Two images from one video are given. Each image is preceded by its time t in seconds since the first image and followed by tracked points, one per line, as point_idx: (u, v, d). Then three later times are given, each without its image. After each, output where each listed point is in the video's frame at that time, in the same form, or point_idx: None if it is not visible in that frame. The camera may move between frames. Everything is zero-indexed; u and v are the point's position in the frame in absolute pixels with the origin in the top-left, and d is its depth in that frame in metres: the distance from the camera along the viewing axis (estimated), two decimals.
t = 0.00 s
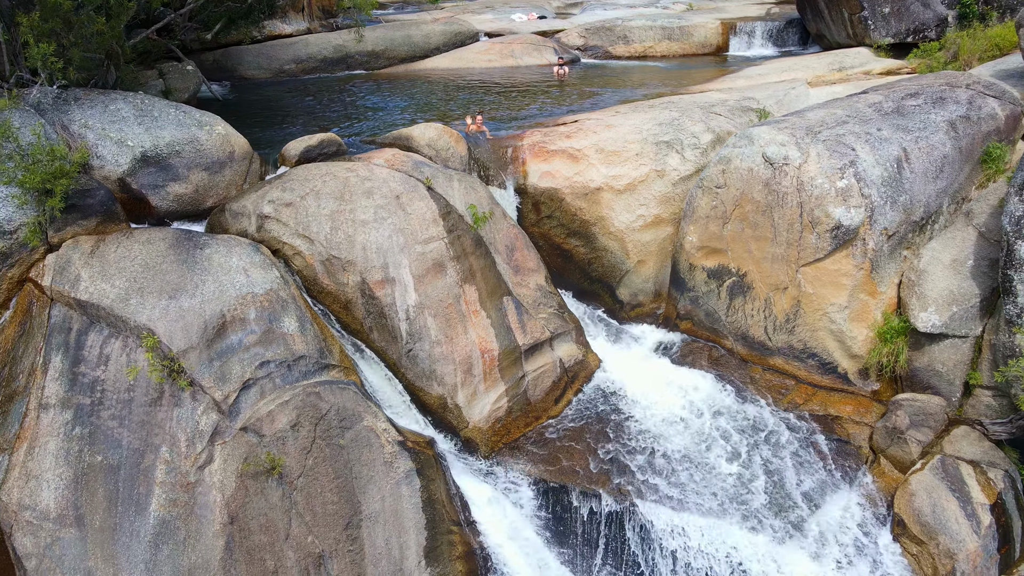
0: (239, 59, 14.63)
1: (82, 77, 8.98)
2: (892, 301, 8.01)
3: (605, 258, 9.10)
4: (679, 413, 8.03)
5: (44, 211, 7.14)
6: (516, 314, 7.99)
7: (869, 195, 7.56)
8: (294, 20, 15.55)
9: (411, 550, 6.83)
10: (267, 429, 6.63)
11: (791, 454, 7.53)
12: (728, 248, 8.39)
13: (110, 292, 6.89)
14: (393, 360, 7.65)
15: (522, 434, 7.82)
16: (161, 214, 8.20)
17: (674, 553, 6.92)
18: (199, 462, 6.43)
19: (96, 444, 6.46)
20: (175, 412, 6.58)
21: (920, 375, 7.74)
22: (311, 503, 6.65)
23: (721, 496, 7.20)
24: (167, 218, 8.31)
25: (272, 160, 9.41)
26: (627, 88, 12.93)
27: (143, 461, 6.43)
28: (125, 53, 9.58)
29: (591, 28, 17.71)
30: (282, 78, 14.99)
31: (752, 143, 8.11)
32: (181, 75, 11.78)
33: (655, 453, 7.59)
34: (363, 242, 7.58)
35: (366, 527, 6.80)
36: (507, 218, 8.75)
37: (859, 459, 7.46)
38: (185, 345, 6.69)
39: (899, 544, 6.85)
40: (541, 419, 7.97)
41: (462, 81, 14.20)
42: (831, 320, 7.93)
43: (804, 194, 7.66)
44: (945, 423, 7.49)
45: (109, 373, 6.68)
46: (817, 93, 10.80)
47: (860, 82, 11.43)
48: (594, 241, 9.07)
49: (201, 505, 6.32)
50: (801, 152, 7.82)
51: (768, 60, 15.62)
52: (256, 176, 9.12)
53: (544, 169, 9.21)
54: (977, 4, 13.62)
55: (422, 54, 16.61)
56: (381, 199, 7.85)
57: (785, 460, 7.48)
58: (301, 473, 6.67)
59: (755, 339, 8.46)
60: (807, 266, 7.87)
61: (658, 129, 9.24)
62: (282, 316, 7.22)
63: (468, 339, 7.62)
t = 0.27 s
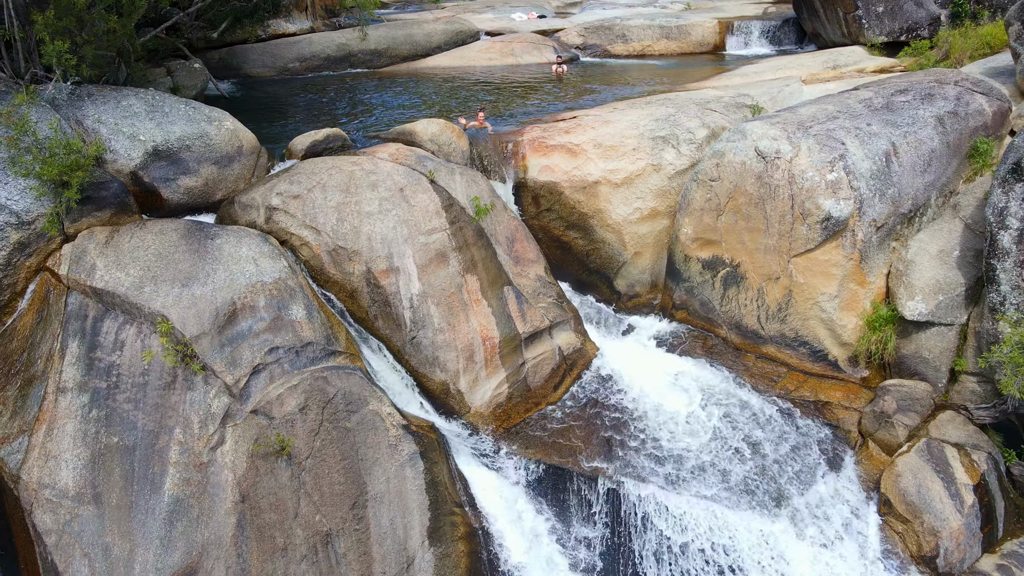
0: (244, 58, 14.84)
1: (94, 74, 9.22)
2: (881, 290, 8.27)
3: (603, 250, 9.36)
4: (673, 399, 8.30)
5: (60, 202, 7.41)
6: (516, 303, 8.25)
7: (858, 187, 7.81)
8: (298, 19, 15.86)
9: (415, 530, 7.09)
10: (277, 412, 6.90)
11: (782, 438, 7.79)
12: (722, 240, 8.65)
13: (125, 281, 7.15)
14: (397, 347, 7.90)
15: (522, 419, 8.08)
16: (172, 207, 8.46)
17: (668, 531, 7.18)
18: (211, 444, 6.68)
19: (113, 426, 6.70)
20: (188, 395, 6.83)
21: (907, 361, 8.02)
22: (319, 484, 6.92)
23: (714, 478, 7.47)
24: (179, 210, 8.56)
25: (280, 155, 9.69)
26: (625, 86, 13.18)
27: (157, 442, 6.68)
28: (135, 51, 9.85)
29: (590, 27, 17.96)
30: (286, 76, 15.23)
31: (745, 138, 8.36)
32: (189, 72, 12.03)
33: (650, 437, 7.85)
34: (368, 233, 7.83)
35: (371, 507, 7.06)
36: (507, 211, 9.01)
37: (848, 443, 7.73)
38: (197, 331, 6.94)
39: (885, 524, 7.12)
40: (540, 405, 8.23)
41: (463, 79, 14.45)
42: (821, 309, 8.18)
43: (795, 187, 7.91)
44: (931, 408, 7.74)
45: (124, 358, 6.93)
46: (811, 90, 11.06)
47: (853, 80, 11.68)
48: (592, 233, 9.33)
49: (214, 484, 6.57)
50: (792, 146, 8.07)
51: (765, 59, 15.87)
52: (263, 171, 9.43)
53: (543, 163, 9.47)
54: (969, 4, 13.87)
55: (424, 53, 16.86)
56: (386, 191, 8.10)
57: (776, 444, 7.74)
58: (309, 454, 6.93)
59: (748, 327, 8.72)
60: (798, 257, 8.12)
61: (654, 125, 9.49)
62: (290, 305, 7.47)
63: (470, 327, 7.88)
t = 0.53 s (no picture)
0: (249, 56, 15.06)
1: (106, 70, 9.48)
2: (871, 280, 8.53)
3: (601, 241, 9.61)
4: (668, 385, 8.57)
5: (75, 195, 7.66)
6: (517, 293, 8.52)
7: (848, 180, 8.08)
8: (301, 18, 16.11)
9: (419, 511, 7.45)
10: (286, 395, 7.16)
11: (774, 422, 8.06)
12: (717, 231, 8.91)
13: (138, 270, 7.40)
14: (401, 335, 8.16)
15: (522, 405, 8.36)
16: (183, 199, 8.73)
17: (661, 511, 7.48)
18: (223, 425, 6.94)
19: (128, 408, 6.95)
20: (200, 378, 7.08)
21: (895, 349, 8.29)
22: (327, 465, 7.21)
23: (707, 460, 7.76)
24: (190, 202, 8.84)
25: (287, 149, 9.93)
26: (624, 83, 13.43)
27: (171, 423, 6.92)
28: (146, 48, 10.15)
29: (589, 26, 18.22)
30: (291, 74, 15.46)
31: (738, 132, 8.62)
32: (196, 70, 12.28)
33: (646, 421, 8.13)
34: (374, 223, 8.09)
35: (376, 488, 7.39)
36: (508, 203, 9.27)
37: (837, 427, 8.00)
38: (208, 317, 7.21)
39: (872, 504, 7.39)
40: (540, 391, 8.51)
41: (465, 76, 14.71)
42: (812, 298, 8.44)
43: (787, 179, 8.17)
44: (918, 394, 8.01)
45: (139, 343, 7.18)
46: (805, 87, 11.31)
47: (847, 77, 11.94)
48: (591, 225, 9.59)
49: (226, 464, 6.83)
50: (784, 140, 8.33)
51: (761, 57, 16.12)
52: (270, 165, 9.71)
53: (543, 157, 9.71)
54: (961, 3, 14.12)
55: (426, 51, 17.12)
56: (390, 184, 8.36)
57: (768, 428, 8.01)
58: (317, 436, 7.20)
59: (741, 317, 8.99)
60: (790, 248, 8.39)
61: (651, 120, 9.74)
62: (298, 293, 7.73)
63: (472, 315, 8.15)
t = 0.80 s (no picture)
0: (254, 54, 15.29)
1: (118, 67, 9.74)
2: (861, 270, 8.78)
3: (599, 234, 9.85)
4: (665, 373, 8.82)
5: (90, 187, 7.93)
6: (517, 282, 8.78)
7: (838, 173, 8.34)
8: (305, 17, 16.38)
9: (423, 494, 7.73)
10: (294, 379, 7.41)
11: (767, 408, 8.31)
12: (711, 223, 9.17)
13: (151, 259, 7.66)
14: (405, 323, 8.41)
15: (523, 391, 8.63)
16: (192, 191, 8.98)
17: (658, 493, 7.69)
18: (234, 408, 7.19)
19: (142, 392, 7.20)
20: (212, 363, 7.33)
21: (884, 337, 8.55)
22: (334, 448, 7.47)
23: (703, 444, 7.98)
24: (200, 195, 9.10)
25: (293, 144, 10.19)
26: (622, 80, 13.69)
27: (183, 407, 7.17)
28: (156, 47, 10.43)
29: (589, 25, 18.50)
30: (295, 72, 15.72)
31: (732, 127, 8.88)
32: (204, 67, 12.60)
33: (642, 408, 8.37)
34: (378, 215, 8.34)
35: (381, 471, 7.66)
36: (508, 196, 9.53)
37: (828, 412, 8.25)
38: (220, 305, 7.47)
39: (860, 485, 7.66)
40: (540, 378, 8.77)
41: (466, 74, 14.97)
42: (804, 287, 8.70)
43: (779, 172, 8.43)
44: (906, 380, 8.27)
45: (152, 330, 7.43)
46: (799, 84, 11.58)
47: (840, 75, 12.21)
48: (589, 218, 9.84)
49: (237, 445, 7.08)
50: (776, 134, 8.59)
51: (758, 55, 16.38)
52: (278, 159, 9.95)
53: (542, 152, 9.97)
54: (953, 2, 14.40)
55: (427, 50, 17.38)
56: (394, 177, 8.62)
57: (762, 413, 8.26)
58: (324, 419, 7.46)
59: (736, 306, 9.25)
60: (782, 239, 8.64)
61: (648, 116, 10.00)
62: (306, 282, 7.98)
63: (474, 304, 8.42)
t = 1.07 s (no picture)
0: (259, 52, 15.61)
1: (128, 63, 10.00)
2: (852, 261, 9.06)
3: (597, 226, 10.12)
4: (661, 359, 9.09)
5: (104, 179, 8.20)
6: (518, 272, 9.05)
7: (829, 166, 8.59)
8: (308, 15, 16.76)
9: (426, 476, 8.02)
10: (302, 364, 7.68)
11: (760, 392, 8.59)
12: (706, 215, 9.43)
13: (164, 249, 7.92)
14: (409, 311, 8.68)
15: (523, 377, 8.91)
16: (202, 184, 9.24)
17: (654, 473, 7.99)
18: (244, 392, 7.45)
19: (155, 376, 7.46)
20: (223, 349, 7.60)
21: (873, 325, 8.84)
22: (340, 430, 7.75)
23: (697, 427, 8.28)
24: (210, 187, 9.34)
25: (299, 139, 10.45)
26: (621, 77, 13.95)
27: (195, 390, 7.43)
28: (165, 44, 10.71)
29: (588, 23, 18.77)
30: (299, 69, 15.98)
31: (726, 121, 9.15)
32: (210, 64, 12.90)
33: (639, 392, 8.65)
34: (383, 206, 8.60)
35: (386, 453, 7.93)
36: (509, 189, 9.79)
37: (819, 397, 8.54)
38: (230, 292, 7.74)
39: (848, 465, 7.96)
40: (540, 365, 9.06)
41: (467, 71, 15.24)
42: (796, 277, 8.97)
43: (772, 165, 8.70)
44: (895, 366, 8.55)
45: (165, 317, 7.69)
46: (793, 80, 11.84)
47: (834, 71, 12.46)
48: (587, 210, 10.11)
49: (248, 427, 7.35)
50: (769, 128, 8.85)
51: (755, 53, 16.64)
52: (284, 153, 10.24)
53: (541, 146, 10.21)
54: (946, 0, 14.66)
55: (429, 48, 17.64)
56: (399, 169, 8.88)
57: (754, 397, 8.54)
58: (332, 403, 7.73)
59: (730, 296, 9.52)
60: (775, 230, 8.91)
61: (645, 111, 10.25)
62: (313, 271, 8.24)
63: (476, 293, 8.69)
